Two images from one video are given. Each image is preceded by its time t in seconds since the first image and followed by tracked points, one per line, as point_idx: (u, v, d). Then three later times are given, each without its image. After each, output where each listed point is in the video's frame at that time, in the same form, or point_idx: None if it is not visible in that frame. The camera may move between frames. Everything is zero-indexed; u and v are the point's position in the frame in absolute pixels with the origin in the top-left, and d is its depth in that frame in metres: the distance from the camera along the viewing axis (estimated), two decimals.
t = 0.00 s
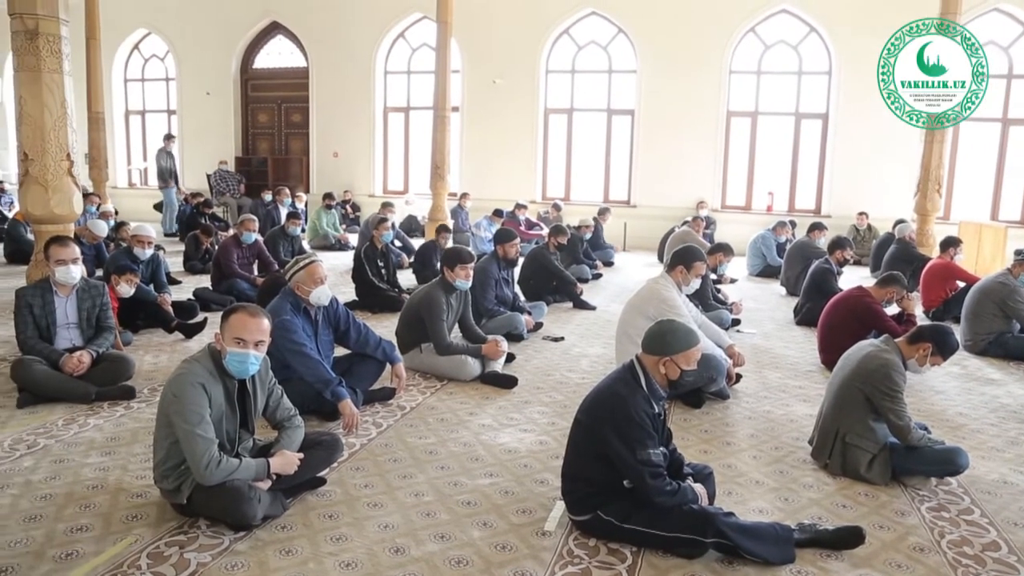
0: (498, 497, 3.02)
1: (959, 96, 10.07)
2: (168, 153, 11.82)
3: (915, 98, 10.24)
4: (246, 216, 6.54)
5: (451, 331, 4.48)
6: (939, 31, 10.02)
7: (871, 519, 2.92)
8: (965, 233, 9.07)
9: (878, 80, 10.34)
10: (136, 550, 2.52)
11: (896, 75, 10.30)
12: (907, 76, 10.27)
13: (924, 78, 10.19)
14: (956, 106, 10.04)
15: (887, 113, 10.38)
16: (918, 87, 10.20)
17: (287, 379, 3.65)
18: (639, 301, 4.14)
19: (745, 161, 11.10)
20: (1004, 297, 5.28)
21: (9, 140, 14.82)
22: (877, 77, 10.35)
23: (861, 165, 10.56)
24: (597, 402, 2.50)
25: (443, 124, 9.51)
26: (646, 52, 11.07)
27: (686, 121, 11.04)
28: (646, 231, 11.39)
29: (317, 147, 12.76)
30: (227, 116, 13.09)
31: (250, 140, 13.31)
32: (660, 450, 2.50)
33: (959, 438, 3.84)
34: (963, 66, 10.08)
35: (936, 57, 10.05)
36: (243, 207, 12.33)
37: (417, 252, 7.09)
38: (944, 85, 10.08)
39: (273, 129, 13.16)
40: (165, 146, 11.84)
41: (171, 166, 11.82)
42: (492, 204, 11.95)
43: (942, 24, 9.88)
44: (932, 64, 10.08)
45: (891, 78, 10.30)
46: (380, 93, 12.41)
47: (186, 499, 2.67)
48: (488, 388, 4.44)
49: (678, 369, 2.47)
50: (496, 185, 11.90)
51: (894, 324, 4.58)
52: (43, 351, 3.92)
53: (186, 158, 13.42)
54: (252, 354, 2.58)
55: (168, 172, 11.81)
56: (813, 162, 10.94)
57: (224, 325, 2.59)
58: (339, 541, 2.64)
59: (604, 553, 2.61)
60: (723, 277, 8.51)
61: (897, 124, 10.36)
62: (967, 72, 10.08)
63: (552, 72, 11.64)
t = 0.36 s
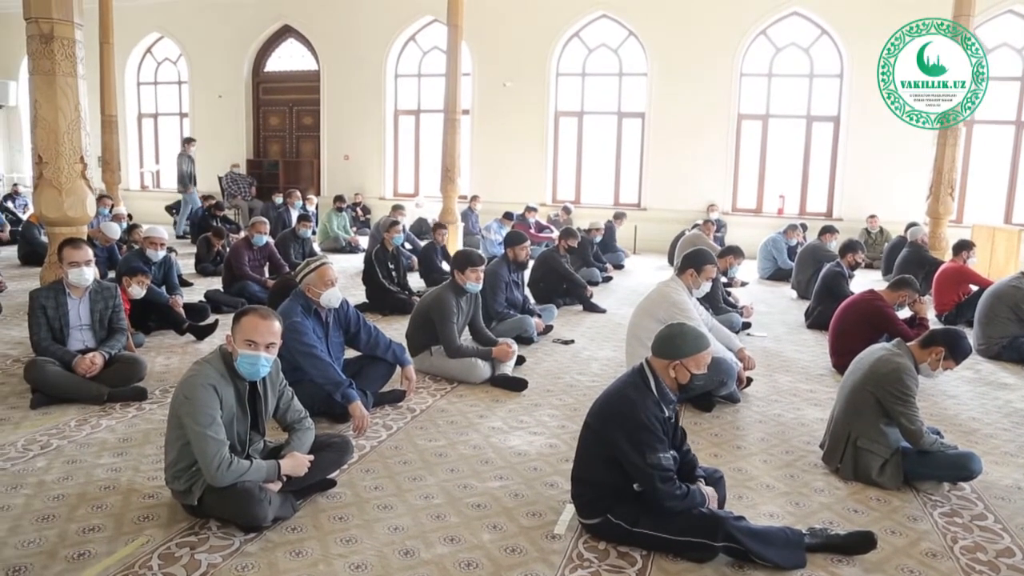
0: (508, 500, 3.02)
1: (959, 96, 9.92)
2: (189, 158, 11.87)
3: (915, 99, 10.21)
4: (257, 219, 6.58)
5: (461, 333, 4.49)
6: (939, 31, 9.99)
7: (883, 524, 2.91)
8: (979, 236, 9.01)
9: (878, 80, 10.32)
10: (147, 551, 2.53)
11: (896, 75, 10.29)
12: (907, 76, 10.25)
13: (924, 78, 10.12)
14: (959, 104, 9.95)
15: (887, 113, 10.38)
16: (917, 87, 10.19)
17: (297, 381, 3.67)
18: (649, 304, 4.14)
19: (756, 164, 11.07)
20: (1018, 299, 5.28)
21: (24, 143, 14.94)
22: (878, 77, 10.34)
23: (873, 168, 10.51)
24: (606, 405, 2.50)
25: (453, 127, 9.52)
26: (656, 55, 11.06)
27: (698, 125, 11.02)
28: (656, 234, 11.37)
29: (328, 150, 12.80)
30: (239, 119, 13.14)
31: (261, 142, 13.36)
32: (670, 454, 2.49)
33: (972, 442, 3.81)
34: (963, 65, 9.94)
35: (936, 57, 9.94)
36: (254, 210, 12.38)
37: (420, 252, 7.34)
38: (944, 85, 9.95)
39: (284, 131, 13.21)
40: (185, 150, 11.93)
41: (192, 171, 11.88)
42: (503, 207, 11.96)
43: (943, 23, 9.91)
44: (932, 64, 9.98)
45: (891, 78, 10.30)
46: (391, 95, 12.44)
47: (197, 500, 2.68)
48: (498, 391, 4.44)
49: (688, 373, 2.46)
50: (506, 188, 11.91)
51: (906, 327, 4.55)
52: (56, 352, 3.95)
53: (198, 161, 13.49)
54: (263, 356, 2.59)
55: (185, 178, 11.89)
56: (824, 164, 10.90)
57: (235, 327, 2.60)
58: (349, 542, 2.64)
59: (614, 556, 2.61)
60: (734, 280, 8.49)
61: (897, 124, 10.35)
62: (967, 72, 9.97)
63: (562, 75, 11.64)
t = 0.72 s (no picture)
0: (517, 503, 3.01)
1: (958, 96, 9.66)
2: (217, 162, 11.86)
3: (915, 98, 10.27)
4: (268, 221, 6.61)
5: (470, 336, 4.49)
6: (940, 31, 9.98)
7: (894, 529, 2.89)
8: (991, 239, 8.95)
9: (878, 80, 10.32)
10: (158, 552, 2.55)
11: (896, 75, 10.30)
12: (907, 76, 10.28)
13: (923, 78, 10.14)
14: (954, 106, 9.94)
15: (887, 113, 10.37)
16: (917, 86, 10.24)
17: (307, 383, 3.68)
18: (659, 307, 4.13)
19: (767, 167, 11.06)
20: None
21: (38, 146, 15.06)
22: (877, 77, 10.33)
23: (884, 170, 10.46)
24: (616, 408, 2.49)
25: (463, 130, 9.53)
26: (666, 57, 11.05)
27: (708, 128, 11.00)
28: (667, 237, 11.35)
29: (339, 152, 12.84)
30: (250, 122, 13.20)
31: (272, 145, 13.41)
32: (679, 457, 2.48)
33: (985, 447, 3.79)
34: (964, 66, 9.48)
35: (935, 56, 9.94)
36: (265, 212, 12.43)
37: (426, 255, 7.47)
38: (945, 85, 9.74)
39: (294, 134, 13.25)
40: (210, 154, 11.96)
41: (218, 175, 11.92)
42: (514, 210, 11.96)
43: (944, 23, 9.93)
44: (931, 62, 9.97)
45: (891, 78, 10.30)
46: (401, 98, 12.47)
47: (208, 501, 2.69)
48: (507, 394, 4.44)
49: (697, 376, 2.46)
50: (516, 191, 11.92)
51: (918, 331, 4.53)
52: (68, 353, 3.97)
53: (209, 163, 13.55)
54: (273, 358, 2.60)
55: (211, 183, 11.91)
56: (835, 167, 10.87)
57: (246, 329, 2.61)
58: (358, 544, 2.65)
59: (623, 560, 2.60)
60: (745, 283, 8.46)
61: (896, 124, 10.35)
62: (967, 72, 9.43)
63: (572, 78, 11.64)
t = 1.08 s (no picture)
0: (527, 506, 3.01)
1: (957, 96, 9.84)
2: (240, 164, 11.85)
3: (915, 98, 10.28)
4: (279, 223, 6.63)
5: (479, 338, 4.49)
6: (940, 31, 9.97)
7: (906, 534, 2.87)
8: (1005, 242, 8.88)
9: (878, 80, 10.33)
10: (169, 552, 2.56)
11: (895, 75, 10.31)
12: (907, 76, 10.32)
13: (923, 79, 10.19)
14: (954, 107, 9.99)
15: (887, 113, 10.36)
16: (917, 86, 10.29)
17: (317, 385, 3.69)
18: (669, 310, 4.12)
19: (777, 170, 11.02)
20: None
21: (52, 148, 15.16)
22: (877, 77, 10.34)
23: (896, 173, 10.41)
24: (626, 411, 2.49)
25: (473, 132, 9.54)
26: (676, 59, 11.04)
27: (718, 131, 10.97)
28: (677, 240, 11.32)
29: (349, 155, 12.88)
30: (261, 124, 13.25)
31: (283, 148, 13.47)
32: (689, 461, 2.48)
33: (998, 452, 3.76)
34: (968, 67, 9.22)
35: (935, 56, 9.97)
36: (276, 214, 12.48)
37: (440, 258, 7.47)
38: (943, 85, 9.87)
39: (305, 136, 13.30)
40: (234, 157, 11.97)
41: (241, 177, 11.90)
42: (524, 212, 11.96)
43: (944, 23, 9.91)
44: (930, 63, 10.03)
45: (891, 78, 10.31)
46: (411, 100, 12.50)
47: (218, 502, 2.70)
48: (517, 396, 4.44)
49: (708, 380, 2.45)
50: (527, 193, 11.92)
51: (931, 335, 4.50)
52: (81, 354, 4.00)
53: (220, 165, 13.62)
54: (284, 360, 2.61)
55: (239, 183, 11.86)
56: (846, 170, 10.83)
57: (257, 331, 2.62)
58: (368, 546, 2.65)
59: (633, 563, 2.60)
60: (755, 286, 8.43)
61: (895, 124, 10.34)
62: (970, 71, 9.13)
63: (583, 80, 11.64)
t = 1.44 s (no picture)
0: (536, 508, 3.01)
1: (958, 96, 10.00)
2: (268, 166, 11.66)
3: (915, 99, 10.31)
4: (290, 225, 6.66)
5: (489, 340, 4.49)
6: (940, 31, 10.01)
7: (919, 540, 2.85)
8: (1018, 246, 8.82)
9: (878, 80, 10.37)
10: (180, 552, 2.57)
11: (895, 75, 10.36)
12: (907, 76, 10.39)
13: (924, 78, 10.36)
14: (955, 107, 10.06)
15: (887, 112, 10.37)
16: (916, 87, 10.39)
17: (328, 386, 3.70)
18: (679, 313, 4.11)
19: (788, 172, 10.99)
20: None
21: (66, 151, 15.26)
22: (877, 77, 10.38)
23: (907, 175, 10.35)
24: (637, 414, 2.48)
25: (484, 134, 9.56)
26: (686, 61, 11.02)
27: (730, 134, 10.95)
28: (687, 243, 11.29)
29: (360, 157, 12.92)
30: (273, 126, 13.31)
31: (294, 150, 13.53)
32: (700, 465, 2.47)
33: (1012, 458, 3.74)
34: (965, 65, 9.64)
35: (935, 57, 10.16)
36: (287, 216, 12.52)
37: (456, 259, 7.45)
38: (944, 85, 10.15)
39: (316, 139, 13.36)
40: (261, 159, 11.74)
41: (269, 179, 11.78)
42: (536, 214, 11.95)
43: (944, 23, 9.94)
44: (932, 63, 10.22)
45: (891, 78, 10.36)
46: (422, 103, 12.52)
47: (229, 503, 2.71)
48: (527, 399, 4.43)
49: (719, 384, 2.45)
50: (537, 196, 11.92)
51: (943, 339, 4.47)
52: (94, 354, 4.02)
53: (232, 168, 13.69)
54: (295, 361, 2.62)
55: (264, 185, 11.74)
56: (858, 172, 10.78)
57: (268, 333, 2.63)
58: (378, 548, 2.65)
59: (643, 567, 2.59)
60: (766, 289, 8.39)
61: (895, 123, 10.34)
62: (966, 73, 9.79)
63: (593, 83, 11.64)
